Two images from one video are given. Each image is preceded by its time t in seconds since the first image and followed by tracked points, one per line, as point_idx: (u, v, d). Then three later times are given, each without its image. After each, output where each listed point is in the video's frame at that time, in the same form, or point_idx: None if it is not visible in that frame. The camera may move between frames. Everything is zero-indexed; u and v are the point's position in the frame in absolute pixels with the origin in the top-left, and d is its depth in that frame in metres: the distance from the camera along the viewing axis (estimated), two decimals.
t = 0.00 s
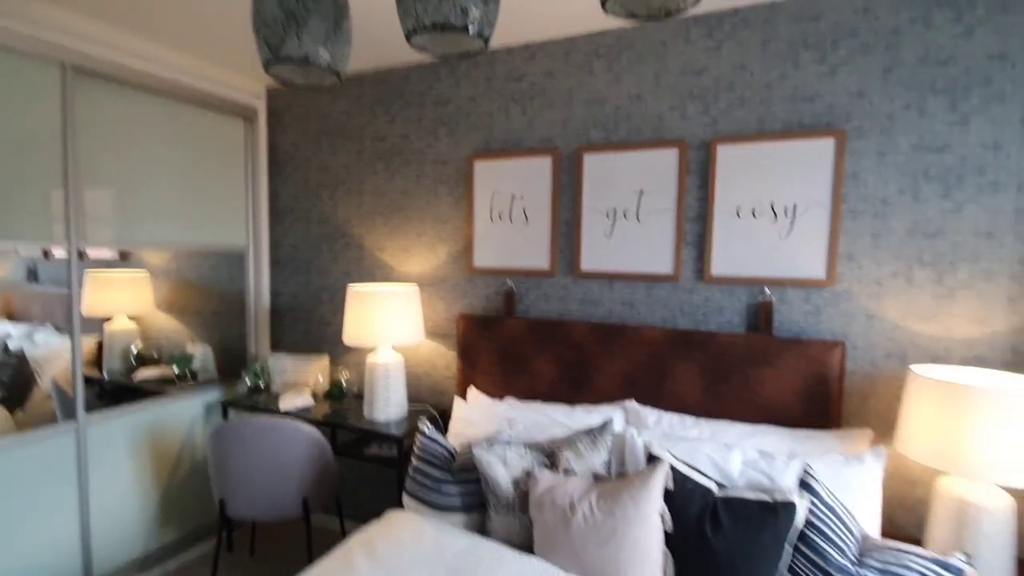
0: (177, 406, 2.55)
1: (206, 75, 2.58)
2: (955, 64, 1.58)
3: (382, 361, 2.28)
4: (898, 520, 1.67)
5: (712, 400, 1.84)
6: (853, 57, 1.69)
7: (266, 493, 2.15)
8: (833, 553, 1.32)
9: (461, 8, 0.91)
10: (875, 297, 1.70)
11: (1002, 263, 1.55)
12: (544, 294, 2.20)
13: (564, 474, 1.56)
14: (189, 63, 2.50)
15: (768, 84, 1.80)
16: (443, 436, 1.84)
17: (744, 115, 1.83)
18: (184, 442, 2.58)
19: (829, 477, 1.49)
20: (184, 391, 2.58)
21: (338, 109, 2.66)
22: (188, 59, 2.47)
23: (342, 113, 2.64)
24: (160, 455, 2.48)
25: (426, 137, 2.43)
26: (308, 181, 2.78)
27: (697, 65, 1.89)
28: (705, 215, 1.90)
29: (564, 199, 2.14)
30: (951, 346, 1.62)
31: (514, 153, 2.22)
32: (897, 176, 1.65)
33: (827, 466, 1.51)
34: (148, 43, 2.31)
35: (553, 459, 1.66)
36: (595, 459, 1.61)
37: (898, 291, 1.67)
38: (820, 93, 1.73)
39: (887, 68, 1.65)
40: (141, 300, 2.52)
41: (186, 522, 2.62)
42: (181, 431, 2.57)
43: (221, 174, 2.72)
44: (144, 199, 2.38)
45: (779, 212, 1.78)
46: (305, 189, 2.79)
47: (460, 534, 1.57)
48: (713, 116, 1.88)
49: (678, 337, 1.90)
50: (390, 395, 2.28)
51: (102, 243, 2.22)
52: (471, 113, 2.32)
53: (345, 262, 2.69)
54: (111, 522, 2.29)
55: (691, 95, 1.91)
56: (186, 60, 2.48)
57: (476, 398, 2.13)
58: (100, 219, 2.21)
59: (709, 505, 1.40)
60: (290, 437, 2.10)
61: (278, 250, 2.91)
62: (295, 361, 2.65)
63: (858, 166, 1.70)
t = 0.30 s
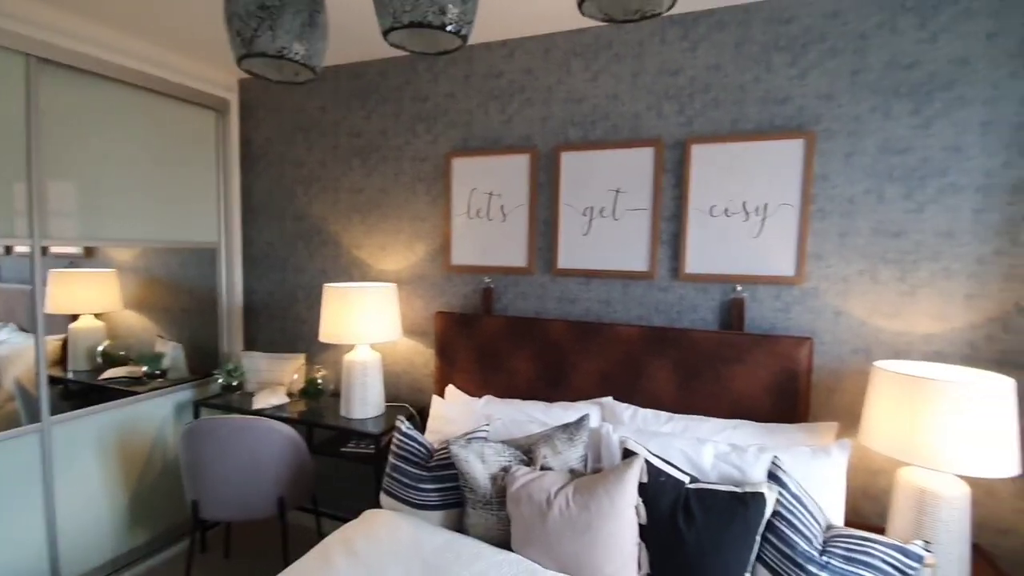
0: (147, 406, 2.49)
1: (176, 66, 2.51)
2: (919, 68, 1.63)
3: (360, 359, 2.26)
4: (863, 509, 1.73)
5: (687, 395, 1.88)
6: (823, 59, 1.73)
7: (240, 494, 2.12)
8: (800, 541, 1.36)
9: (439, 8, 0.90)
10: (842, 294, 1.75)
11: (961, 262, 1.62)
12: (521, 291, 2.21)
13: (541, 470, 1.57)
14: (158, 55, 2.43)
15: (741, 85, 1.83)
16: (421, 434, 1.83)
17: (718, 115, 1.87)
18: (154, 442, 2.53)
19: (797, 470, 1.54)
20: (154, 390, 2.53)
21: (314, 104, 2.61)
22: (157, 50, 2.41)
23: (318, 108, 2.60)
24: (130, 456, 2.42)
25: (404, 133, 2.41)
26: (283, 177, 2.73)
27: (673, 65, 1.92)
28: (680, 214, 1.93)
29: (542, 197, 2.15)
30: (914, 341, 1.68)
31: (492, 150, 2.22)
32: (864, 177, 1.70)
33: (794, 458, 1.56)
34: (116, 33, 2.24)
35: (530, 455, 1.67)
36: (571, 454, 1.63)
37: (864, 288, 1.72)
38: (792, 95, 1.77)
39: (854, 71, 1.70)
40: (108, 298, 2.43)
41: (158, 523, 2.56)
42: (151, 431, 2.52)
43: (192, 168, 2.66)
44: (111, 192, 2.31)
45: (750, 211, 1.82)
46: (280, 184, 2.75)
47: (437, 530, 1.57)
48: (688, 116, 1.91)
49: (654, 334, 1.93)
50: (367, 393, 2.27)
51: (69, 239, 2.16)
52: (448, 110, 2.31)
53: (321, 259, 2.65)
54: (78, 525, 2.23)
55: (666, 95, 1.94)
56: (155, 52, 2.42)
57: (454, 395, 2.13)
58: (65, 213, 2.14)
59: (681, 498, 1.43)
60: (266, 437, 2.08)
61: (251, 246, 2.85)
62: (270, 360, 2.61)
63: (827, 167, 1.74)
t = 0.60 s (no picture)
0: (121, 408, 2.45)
1: (149, 59, 2.46)
2: (888, 73, 1.68)
3: (340, 358, 2.25)
4: (833, 501, 1.79)
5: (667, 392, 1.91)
6: (797, 63, 1.77)
7: (218, 494, 2.10)
8: (772, 532, 1.41)
9: (420, 10, 0.91)
10: (813, 291, 1.80)
11: (927, 261, 1.68)
12: (503, 290, 2.22)
13: (522, 467, 1.59)
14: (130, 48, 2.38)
15: (718, 87, 1.86)
16: (403, 432, 1.84)
17: (695, 116, 1.90)
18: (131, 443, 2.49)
19: (772, 464, 1.58)
20: (128, 391, 2.48)
21: (292, 100, 2.58)
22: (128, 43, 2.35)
23: (296, 104, 2.57)
24: (103, 458, 2.38)
25: (385, 131, 2.40)
26: (260, 173, 2.70)
27: (652, 66, 1.95)
28: (658, 213, 1.96)
29: (523, 195, 2.16)
30: (881, 338, 1.74)
31: (473, 148, 2.22)
32: (836, 179, 1.75)
33: (769, 452, 1.61)
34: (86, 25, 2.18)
35: (512, 452, 1.68)
36: (552, 451, 1.65)
37: (835, 286, 1.78)
38: (767, 97, 1.81)
39: (827, 75, 1.75)
40: (79, 297, 2.33)
41: (133, 526, 2.52)
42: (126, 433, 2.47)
43: (167, 164, 2.60)
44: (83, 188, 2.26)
45: (725, 211, 1.86)
46: (257, 181, 2.71)
47: (419, 528, 1.58)
48: (666, 117, 1.94)
49: (635, 331, 1.96)
50: (348, 392, 2.26)
51: (36, 238, 2.10)
52: (429, 108, 2.30)
53: (300, 257, 2.62)
54: (50, 529, 2.18)
55: (645, 96, 1.96)
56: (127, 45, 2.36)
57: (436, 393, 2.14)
58: (33, 210, 2.08)
59: (659, 492, 1.46)
60: (244, 436, 2.06)
61: (228, 244, 2.81)
62: (248, 359, 2.59)
63: (800, 168, 1.79)
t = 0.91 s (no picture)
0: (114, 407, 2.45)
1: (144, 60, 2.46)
2: (878, 75, 1.70)
3: (339, 356, 2.40)
4: (824, 500, 1.78)
5: (662, 389, 1.96)
6: (789, 65, 1.80)
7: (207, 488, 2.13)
8: (766, 527, 1.44)
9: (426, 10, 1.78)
10: (806, 289, 1.82)
11: (916, 260, 1.69)
12: (500, 289, 2.18)
13: (518, 465, 1.62)
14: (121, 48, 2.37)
15: (711, 85, 1.87)
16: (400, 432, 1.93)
17: (690, 116, 1.92)
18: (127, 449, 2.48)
19: (765, 460, 1.67)
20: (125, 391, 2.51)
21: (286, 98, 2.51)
22: (119, 43, 2.35)
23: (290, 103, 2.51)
24: (98, 458, 2.37)
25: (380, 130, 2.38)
26: (256, 173, 2.68)
27: (638, 66, 1.95)
28: (654, 213, 1.97)
29: (519, 195, 2.15)
30: (872, 336, 1.76)
31: (469, 149, 2.20)
32: (809, 175, 1.79)
33: (763, 449, 1.70)
34: (78, 24, 2.19)
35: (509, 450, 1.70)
36: (549, 449, 1.68)
37: (827, 285, 1.80)
38: (759, 97, 1.83)
39: (818, 77, 1.77)
40: (75, 298, 2.34)
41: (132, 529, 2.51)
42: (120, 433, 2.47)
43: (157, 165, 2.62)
44: (77, 192, 2.29)
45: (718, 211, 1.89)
46: (252, 180, 2.69)
47: (417, 528, 1.60)
48: (661, 117, 1.95)
49: (628, 331, 2.00)
50: (345, 391, 2.38)
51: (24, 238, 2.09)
52: (415, 108, 2.28)
53: (296, 257, 2.61)
54: (44, 530, 2.17)
55: (637, 96, 1.98)
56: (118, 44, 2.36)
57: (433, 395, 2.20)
58: (18, 209, 2.07)
59: (655, 485, 1.49)
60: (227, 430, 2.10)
61: (223, 243, 2.80)
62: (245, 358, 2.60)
63: (792, 167, 1.81)
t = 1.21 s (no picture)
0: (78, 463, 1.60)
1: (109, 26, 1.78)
2: (868, 66, 1.56)
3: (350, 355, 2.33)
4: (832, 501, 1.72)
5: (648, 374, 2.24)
6: (759, 64, 1.89)
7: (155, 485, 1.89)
8: (779, 527, 1.65)
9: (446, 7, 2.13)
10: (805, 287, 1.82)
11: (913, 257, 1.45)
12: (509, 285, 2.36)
13: (527, 462, 1.89)
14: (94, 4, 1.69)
15: (678, 99, 2.14)
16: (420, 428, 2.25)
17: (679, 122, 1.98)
18: (122, 483, 1.75)
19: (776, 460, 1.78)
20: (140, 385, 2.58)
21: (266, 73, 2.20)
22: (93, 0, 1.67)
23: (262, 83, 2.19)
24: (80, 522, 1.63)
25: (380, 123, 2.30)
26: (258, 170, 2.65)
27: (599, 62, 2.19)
28: (662, 215, 2.23)
29: (527, 194, 2.34)
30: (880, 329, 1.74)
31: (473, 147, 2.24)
32: (766, 174, 1.89)
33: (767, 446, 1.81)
34: None
35: (519, 446, 2.00)
36: (558, 444, 1.97)
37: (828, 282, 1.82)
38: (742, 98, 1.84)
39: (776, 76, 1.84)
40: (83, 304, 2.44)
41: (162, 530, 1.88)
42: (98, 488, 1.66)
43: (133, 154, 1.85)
44: (51, 210, 1.50)
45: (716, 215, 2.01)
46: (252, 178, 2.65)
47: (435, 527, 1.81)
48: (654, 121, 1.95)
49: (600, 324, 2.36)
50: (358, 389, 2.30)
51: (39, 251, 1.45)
52: (373, 104, 2.17)
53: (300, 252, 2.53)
54: None
55: (601, 93, 2.25)
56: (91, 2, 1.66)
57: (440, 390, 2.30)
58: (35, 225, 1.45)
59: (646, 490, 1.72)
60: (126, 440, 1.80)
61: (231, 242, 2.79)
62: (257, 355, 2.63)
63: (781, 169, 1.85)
